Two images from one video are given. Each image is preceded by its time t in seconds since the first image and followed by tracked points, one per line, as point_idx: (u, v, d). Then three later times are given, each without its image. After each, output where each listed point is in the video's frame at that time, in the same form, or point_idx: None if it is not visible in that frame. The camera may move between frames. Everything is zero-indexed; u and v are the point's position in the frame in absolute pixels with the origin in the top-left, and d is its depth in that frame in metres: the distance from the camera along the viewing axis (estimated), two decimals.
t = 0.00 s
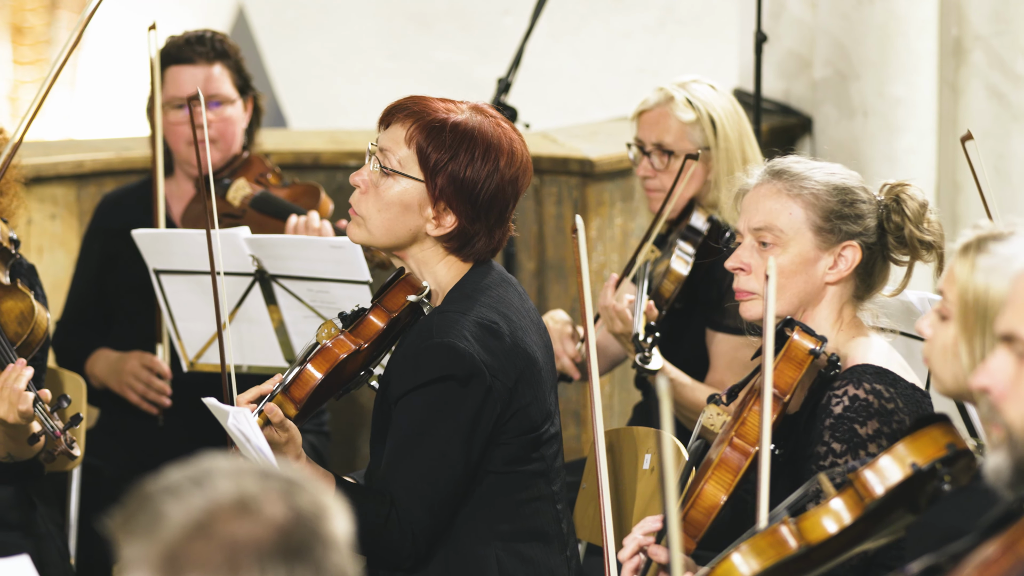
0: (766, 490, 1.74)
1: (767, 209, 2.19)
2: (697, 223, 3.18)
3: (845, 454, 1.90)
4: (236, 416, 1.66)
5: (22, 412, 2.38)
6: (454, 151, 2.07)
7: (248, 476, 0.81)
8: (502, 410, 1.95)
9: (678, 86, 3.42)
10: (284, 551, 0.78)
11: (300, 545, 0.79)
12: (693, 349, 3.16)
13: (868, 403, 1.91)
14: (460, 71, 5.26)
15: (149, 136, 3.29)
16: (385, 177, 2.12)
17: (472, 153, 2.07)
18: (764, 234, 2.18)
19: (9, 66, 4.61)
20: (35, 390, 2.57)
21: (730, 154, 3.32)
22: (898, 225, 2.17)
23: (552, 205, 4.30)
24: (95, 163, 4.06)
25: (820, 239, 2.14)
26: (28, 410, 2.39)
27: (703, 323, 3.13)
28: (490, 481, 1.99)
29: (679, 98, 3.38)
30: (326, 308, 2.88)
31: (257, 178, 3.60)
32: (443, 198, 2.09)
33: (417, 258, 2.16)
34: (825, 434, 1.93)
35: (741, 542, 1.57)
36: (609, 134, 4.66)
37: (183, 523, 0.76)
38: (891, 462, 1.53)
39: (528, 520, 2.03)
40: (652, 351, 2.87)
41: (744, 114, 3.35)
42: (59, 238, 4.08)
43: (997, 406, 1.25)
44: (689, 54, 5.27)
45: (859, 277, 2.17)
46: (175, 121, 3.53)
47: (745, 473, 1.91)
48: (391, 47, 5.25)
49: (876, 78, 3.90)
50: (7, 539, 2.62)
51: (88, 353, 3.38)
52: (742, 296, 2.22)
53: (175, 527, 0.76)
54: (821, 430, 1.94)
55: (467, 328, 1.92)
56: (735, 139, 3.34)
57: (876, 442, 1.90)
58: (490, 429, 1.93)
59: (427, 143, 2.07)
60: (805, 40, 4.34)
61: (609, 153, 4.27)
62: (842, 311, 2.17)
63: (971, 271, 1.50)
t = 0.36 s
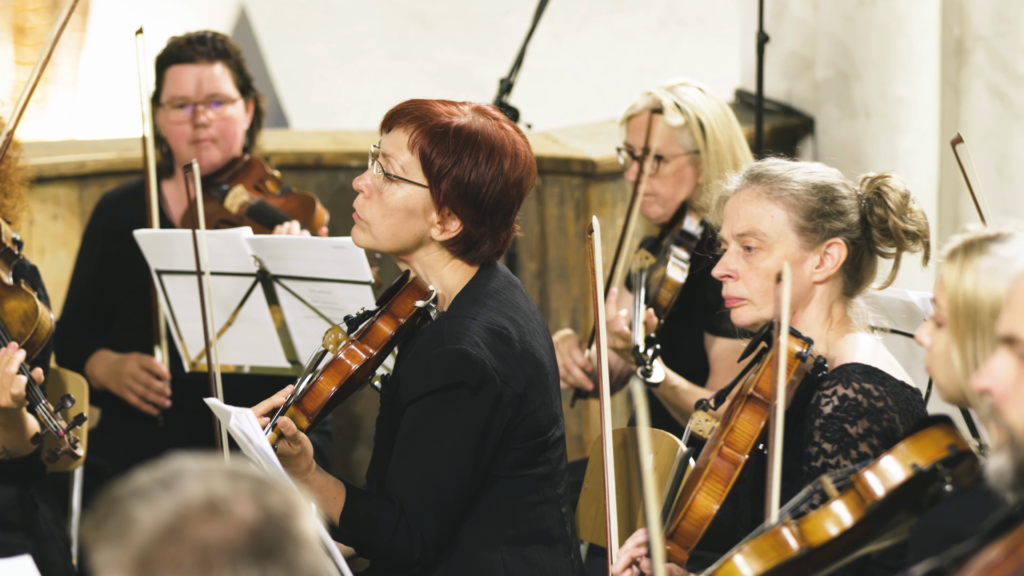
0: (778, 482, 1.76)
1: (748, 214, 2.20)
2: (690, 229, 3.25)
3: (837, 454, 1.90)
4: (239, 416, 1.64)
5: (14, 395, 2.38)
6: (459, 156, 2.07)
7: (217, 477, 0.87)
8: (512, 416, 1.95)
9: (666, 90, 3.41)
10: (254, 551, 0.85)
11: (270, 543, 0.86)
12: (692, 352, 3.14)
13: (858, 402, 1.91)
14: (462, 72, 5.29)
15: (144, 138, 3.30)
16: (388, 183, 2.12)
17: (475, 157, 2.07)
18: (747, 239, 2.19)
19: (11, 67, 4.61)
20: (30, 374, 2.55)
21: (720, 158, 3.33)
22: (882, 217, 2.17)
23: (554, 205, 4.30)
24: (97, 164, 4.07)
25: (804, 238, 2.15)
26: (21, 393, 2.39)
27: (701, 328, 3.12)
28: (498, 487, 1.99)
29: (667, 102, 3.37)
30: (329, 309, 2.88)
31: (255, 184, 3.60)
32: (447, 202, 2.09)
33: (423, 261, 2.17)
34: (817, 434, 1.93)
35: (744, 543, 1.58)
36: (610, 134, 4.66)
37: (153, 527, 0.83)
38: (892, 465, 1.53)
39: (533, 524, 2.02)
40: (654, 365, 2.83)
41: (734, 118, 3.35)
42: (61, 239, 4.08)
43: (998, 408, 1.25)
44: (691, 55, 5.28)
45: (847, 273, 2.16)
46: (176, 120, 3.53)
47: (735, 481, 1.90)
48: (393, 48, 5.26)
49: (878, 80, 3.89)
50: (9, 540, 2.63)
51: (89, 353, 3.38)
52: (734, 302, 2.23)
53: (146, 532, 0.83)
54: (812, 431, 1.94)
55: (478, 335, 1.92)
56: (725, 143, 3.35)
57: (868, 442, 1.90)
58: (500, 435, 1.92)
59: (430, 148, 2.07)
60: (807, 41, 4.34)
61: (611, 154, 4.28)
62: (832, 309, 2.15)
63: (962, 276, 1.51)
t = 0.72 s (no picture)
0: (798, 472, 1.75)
1: (747, 210, 2.19)
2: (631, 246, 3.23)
3: (829, 452, 1.89)
4: (241, 414, 1.63)
5: (13, 390, 2.37)
6: (458, 156, 2.07)
7: (197, 476, 0.87)
8: (514, 415, 1.94)
9: (600, 102, 3.43)
10: (235, 550, 0.84)
11: (251, 544, 0.85)
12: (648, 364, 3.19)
13: (850, 399, 1.90)
14: (464, 72, 5.28)
15: (143, 137, 3.31)
16: (386, 183, 2.11)
17: (474, 157, 2.07)
18: (746, 235, 2.18)
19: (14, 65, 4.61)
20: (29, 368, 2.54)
21: (657, 168, 3.33)
22: (881, 218, 2.15)
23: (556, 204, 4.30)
24: (99, 162, 4.08)
25: (801, 237, 2.14)
26: (18, 389, 2.37)
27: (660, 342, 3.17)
28: (499, 486, 1.98)
29: (601, 115, 3.40)
30: (331, 308, 2.87)
31: (253, 184, 3.58)
32: (445, 202, 2.08)
33: (422, 260, 2.16)
34: (810, 433, 1.93)
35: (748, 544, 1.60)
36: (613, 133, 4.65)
37: (133, 529, 0.83)
38: (895, 465, 1.52)
39: (533, 523, 2.02)
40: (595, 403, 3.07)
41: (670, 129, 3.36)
42: (63, 237, 4.09)
43: (998, 409, 1.24)
44: (694, 53, 5.27)
45: (846, 273, 2.15)
46: (174, 120, 3.54)
47: (728, 482, 1.89)
48: (396, 47, 5.27)
49: (878, 79, 3.88)
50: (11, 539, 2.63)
51: (91, 352, 3.38)
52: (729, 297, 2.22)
53: (125, 534, 0.83)
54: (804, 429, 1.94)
55: (479, 335, 1.92)
56: (661, 154, 3.34)
57: (859, 439, 1.89)
58: (501, 435, 1.92)
59: (428, 148, 2.06)
60: (809, 40, 4.32)
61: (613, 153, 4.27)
62: (826, 306, 2.13)
63: (954, 276, 1.51)
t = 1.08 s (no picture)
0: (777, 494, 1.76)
1: (745, 214, 2.19)
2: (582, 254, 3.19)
3: (837, 453, 1.89)
4: (243, 412, 1.63)
5: (22, 395, 2.39)
6: (440, 147, 2.06)
7: (200, 474, 0.87)
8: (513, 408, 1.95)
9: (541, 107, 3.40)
10: (237, 548, 0.84)
11: (253, 542, 0.85)
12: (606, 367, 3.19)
13: (856, 400, 1.90)
14: (467, 69, 5.31)
15: (143, 135, 3.31)
16: (372, 178, 2.11)
17: (457, 147, 2.07)
18: (745, 239, 2.18)
19: (17, 63, 4.60)
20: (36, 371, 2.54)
21: (600, 174, 3.31)
22: (880, 213, 2.16)
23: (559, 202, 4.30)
24: (102, 160, 4.08)
25: (800, 236, 2.14)
26: (28, 394, 2.40)
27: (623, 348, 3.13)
28: (498, 480, 1.98)
29: (544, 120, 3.36)
30: (333, 304, 2.88)
31: (250, 182, 3.58)
32: (431, 194, 2.08)
33: (412, 256, 2.16)
34: (816, 434, 1.92)
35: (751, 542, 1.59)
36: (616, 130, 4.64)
37: (136, 526, 0.83)
38: (902, 463, 1.51)
39: (532, 518, 2.01)
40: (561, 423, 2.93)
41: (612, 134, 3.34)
42: (66, 235, 4.09)
43: (1001, 408, 1.24)
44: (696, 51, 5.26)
45: (848, 269, 2.15)
46: (174, 118, 3.54)
47: (735, 486, 1.90)
48: (399, 44, 5.27)
49: (880, 76, 3.88)
50: (16, 538, 2.64)
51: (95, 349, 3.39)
52: (733, 300, 2.22)
53: (129, 532, 0.83)
54: (811, 430, 1.93)
55: (477, 328, 1.92)
56: (603, 159, 3.32)
57: (867, 439, 1.89)
58: (501, 428, 1.92)
59: (410, 140, 2.06)
60: (812, 37, 4.31)
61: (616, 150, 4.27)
62: (831, 307, 2.13)
63: (957, 272, 1.50)
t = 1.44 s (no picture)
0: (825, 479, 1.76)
1: (755, 218, 2.19)
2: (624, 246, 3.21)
3: (852, 455, 1.89)
4: (249, 413, 1.63)
5: (21, 396, 2.39)
6: (445, 144, 2.06)
7: (220, 473, 0.87)
8: (520, 409, 1.95)
9: (594, 100, 3.44)
10: (258, 549, 0.84)
11: (274, 543, 0.85)
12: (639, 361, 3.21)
13: (872, 402, 1.90)
14: (472, 68, 5.31)
15: (146, 134, 3.31)
16: (380, 181, 2.11)
17: (462, 144, 2.07)
18: (756, 243, 2.18)
19: (22, 62, 4.68)
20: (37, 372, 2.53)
21: (645, 169, 3.32)
22: (889, 210, 2.16)
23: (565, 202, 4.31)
24: (108, 160, 4.09)
25: (810, 238, 2.14)
26: (28, 395, 2.39)
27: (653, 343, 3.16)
28: (507, 480, 1.99)
29: (593, 112, 3.40)
30: (339, 305, 2.88)
31: (253, 181, 3.58)
32: (439, 193, 2.08)
33: (421, 258, 2.16)
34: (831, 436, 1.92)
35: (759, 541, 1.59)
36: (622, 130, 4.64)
37: (157, 525, 0.83)
38: (909, 463, 1.50)
39: (540, 518, 2.01)
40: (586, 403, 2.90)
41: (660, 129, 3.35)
42: (73, 235, 4.09)
43: (1009, 408, 1.24)
44: (701, 52, 5.25)
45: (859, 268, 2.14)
46: (175, 117, 3.56)
47: (749, 486, 1.91)
48: (404, 44, 5.27)
49: (887, 74, 3.88)
50: (21, 538, 2.65)
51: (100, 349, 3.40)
52: (747, 304, 2.21)
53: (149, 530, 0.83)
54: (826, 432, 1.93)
55: (486, 328, 1.92)
56: (650, 154, 3.33)
57: (882, 441, 1.89)
58: (509, 428, 1.92)
59: (415, 139, 2.06)
60: (818, 37, 4.31)
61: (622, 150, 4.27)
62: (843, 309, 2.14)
63: (966, 271, 1.50)
